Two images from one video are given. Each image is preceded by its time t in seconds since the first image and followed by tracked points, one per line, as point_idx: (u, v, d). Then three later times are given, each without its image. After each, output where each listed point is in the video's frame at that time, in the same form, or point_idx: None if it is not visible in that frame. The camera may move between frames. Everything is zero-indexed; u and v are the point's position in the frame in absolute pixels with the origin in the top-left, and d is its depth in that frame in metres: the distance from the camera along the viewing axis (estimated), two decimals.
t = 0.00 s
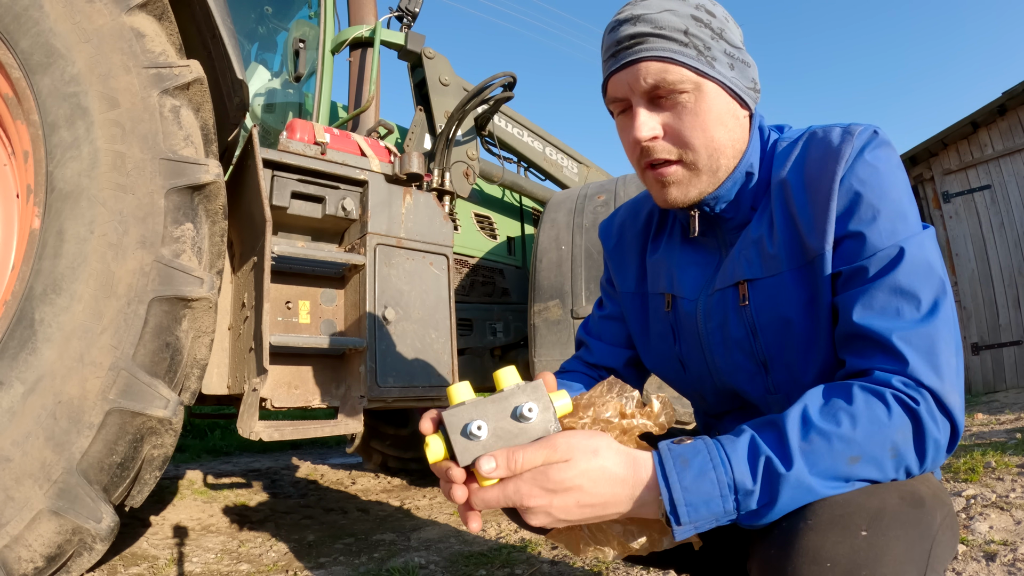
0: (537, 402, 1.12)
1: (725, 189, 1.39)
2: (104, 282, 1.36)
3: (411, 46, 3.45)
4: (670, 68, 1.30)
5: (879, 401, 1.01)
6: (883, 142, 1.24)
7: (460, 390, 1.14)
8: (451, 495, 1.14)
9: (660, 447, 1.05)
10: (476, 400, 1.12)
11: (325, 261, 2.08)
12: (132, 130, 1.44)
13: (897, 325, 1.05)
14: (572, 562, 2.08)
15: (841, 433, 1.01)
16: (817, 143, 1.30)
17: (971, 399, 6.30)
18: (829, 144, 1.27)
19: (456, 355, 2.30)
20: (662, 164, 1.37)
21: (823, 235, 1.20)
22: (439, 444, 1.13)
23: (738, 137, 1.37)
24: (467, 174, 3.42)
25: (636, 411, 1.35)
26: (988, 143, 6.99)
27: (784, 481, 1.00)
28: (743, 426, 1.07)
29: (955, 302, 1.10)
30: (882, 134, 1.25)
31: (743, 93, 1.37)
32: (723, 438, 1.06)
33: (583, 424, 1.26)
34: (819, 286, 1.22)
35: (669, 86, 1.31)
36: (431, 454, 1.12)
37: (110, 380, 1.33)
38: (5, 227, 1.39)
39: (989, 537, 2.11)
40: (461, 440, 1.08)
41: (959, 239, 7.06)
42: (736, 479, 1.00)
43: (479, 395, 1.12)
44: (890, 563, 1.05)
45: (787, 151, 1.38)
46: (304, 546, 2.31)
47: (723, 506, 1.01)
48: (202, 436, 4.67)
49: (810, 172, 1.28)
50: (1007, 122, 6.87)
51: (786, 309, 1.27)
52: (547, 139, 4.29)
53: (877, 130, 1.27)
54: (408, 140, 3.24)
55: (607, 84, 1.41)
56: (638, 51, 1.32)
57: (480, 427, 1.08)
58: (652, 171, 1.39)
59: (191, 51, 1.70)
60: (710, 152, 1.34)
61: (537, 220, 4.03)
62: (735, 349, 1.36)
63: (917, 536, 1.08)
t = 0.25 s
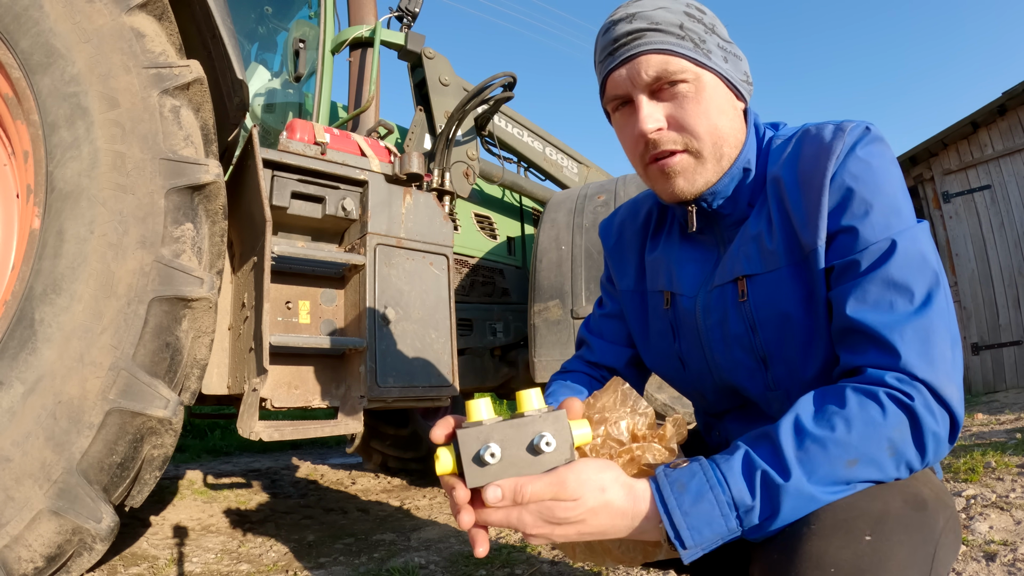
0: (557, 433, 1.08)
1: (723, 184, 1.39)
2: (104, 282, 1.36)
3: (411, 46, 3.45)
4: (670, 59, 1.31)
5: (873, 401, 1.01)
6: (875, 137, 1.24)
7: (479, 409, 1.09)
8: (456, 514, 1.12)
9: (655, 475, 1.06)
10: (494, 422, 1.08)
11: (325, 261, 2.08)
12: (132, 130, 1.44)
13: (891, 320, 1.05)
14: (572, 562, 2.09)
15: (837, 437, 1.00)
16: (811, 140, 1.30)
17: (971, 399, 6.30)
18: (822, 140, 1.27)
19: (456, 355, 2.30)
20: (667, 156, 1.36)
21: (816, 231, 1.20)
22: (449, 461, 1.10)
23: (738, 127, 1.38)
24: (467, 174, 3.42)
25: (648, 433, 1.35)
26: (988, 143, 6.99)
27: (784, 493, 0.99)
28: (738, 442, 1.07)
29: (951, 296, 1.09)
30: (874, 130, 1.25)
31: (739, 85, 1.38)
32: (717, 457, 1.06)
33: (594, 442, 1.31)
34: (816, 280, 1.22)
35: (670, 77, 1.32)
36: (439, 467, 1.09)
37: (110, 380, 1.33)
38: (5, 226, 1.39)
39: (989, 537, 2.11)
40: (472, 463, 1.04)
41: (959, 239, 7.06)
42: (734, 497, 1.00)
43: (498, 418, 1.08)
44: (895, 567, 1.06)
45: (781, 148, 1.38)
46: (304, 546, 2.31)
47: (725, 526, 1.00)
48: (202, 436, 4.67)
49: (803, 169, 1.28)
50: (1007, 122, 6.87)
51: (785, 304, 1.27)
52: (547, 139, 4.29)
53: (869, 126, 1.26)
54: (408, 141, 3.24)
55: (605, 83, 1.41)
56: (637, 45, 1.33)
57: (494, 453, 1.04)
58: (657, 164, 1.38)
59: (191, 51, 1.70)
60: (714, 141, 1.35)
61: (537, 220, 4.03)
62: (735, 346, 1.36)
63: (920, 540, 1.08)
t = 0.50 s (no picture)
0: (541, 394, 1.13)
1: (713, 189, 1.38)
2: (104, 282, 1.36)
3: (411, 46, 3.45)
4: (654, 68, 1.32)
5: (873, 399, 1.01)
6: (867, 141, 1.24)
7: (464, 375, 1.16)
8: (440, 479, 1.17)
9: (660, 450, 1.06)
10: (480, 387, 1.14)
11: (325, 261, 2.08)
12: (132, 130, 1.44)
13: (884, 323, 1.05)
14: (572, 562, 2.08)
15: (837, 430, 1.01)
16: (802, 143, 1.30)
17: (971, 399, 6.30)
18: (813, 144, 1.27)
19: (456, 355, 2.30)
20: (658, 162, 1.36)
21: (807, 235, 1.19)
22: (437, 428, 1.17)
23: (726, 130, 1.39)
24: (467, 174, 3.42)
25: (641, 430, 1.35)
26: (988, 143, 6.99)
27: (786, 476, 0.99)
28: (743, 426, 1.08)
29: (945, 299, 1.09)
30: (865, 134, 1.26)
31: (725, 89, 1.39)
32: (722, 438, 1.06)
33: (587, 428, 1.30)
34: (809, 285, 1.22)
35: (655, 85, 1.33)
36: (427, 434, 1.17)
37: (110, 380, 1.33)
38: (5, 226, 1.39)
39: (989, 537, 2.11)
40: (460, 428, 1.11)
41: (959, 239, 7.06)
42: (738, 477, 1.00)
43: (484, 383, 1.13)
44: (889, 564, 1.05)
45: (773, 151, 1.38)
46: (304, 546, 2.31)
47: (725, 506, 1.00)
48: (202, 436, 4.67)
49: (794, 173, 1.27)
50: (1007, 122, 6.87)
51: (778, 308, 1.27)
52: (547, 139, 4.29)
53: (861, 130, 1.27)
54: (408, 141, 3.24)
55: (592, 95, 1.42)
56: (621, 56, 1.34)
57: (481, 418, 1.10)
58: (647, 171, 1.38)
59: (191, 51, 1.70)
60: (703, 145, 1.35)
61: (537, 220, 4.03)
62: (729, 349, 1.36)
63: (915, 536, 1.08)
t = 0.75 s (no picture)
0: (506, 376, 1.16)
1: (703, 194, 1.38)
2: (104, 282, 1.36)
3: (410, 47, 3.45)
4: (638, 79, 1.32)
5: (890, 398, 1.02)
6: (866, 146, 1.24)
7: (444, 338, 1.21)
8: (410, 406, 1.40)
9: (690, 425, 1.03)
10: (454, 354, 1.19)
11: (325, 261, 2.08)
12: (132, 130, 1.44)
13: (893, 330, 1.06)
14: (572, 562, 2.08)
15: (856, 423, 1.01)
16: (798, 148, 1.30)
17: (971, 399, 6.30)
18: (810, 149, 1.27)
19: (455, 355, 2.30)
20: (642, 172, 1.37)
21: (808, 241, 1.20)
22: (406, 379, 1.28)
23: (712, 139, 1.38)
24: (467, 174, 3.42)
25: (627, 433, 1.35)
26: (988, 143, 6.99)
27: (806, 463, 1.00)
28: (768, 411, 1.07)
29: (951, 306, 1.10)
30: (864, 139, 1.25)
31: (712, 96, 1.38)
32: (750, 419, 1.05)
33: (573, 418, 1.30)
34: (806, 291, 1.22)
35: (639, 97, 1.32)
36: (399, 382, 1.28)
37: (110, 380, 1.33)
38: (5, 226, 1.39)
39: (989, 537, 2.11)
40: (422, 387, 1.20)
41: (959, 239, 7.06)
42: (770, 457, 0.99)
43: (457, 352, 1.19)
44: (898, 562, 1.05)
45: (769, 156, 1.38)
46: (304, 546, 2.31)
47: (756, 485, 0.98)
48: (202, 436, 4.68)
49: (791, 178, 1.27)
50: (1007, 122, 6.86)
51: (771, 314, 1.27)
52: (547, 139, 4.29)
53: (859, 135, 1.26)
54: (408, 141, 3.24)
55: (582, 103, 1.43)
56: (607, 67, 1.34)
57: (439, 383, 1.17)
58: (634, 180, 1.39)
59: (191, 51, 1.70)
60: (688, 155, 1.35)
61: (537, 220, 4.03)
62: (724, 353, 1.36)
63: (924, 535, 1.07)
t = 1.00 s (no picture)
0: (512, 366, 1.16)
1: (708, 193, 1.39)
2: (104, 282, 1.36)
3: (411, 46, 3.45)
4: (642, 77, 1.32)
5: (893, 397, 1.02)
6: (873, 147, 1.24)
7: (452, 327, 1.22)
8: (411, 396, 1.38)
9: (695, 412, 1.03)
10: (462, 343, 1.20)
11: (325, 261, 2.08)
12: (132, 130, 1.44)
13: (899, 332, 1.06)
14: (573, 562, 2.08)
15: (859, 420, 1.01)
16: (805, 148, 1.30)
17: (971, 399, 6.30)
18: (817, 149, 1.27)
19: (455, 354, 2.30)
20: (645, 170, 1.37)
21: (814, 241, 1.20)
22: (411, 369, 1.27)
23: (716, 137, 1.38)
24: (467, 174, 3.42)
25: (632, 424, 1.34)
26: (988, 143, 6.99)
27: (808, 454, 1.00)
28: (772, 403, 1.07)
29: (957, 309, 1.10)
30: (871, 140, 1.25)
31: (716, 95, 1.38)
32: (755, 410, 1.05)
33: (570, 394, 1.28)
34: (812, 292, 1.22)
35: (643, 95, 1.32)
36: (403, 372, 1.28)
37: (110, 380, 1.33)
38: (6, 226, 1.39)
39: (989, 537, 2.11)
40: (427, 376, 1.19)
41: (959, 239, 7.06)
42: (773, 447, 0.99)
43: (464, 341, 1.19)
44: (895, 555, 1.05)
45: (775, 155, 1.38)
46: (304, 546, 2.31)
47: (758, 473, 0.99)
48: (202, 436, 4.68)
49: (798, 178, 1.27)
50: (1007, 122, 6.86)
51: (777, 314, 1.27)
52: (547, 139, 4.29)
53: (866, 135, 1.26)
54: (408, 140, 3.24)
55: (585, 101, 1.43)
56: (610, 66, 1.34)
57: (445, 373, 1.16)
58: (636, 177, 1.39)
59: (191, 51, 1.70)
60: (690, 153, 1.34)
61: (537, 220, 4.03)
62: (730, 353, 1.36)
63: (922, 531, 1.08)
